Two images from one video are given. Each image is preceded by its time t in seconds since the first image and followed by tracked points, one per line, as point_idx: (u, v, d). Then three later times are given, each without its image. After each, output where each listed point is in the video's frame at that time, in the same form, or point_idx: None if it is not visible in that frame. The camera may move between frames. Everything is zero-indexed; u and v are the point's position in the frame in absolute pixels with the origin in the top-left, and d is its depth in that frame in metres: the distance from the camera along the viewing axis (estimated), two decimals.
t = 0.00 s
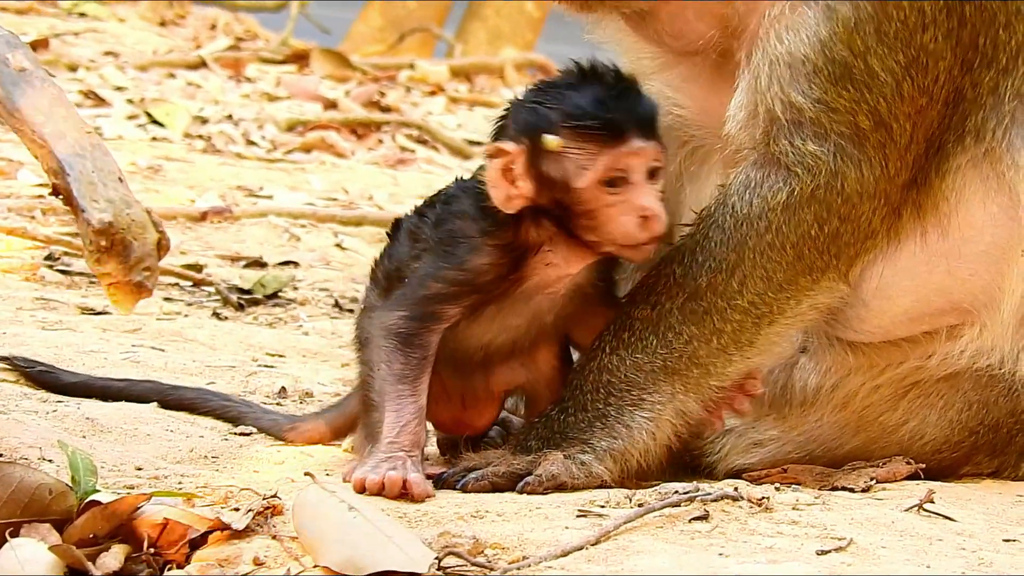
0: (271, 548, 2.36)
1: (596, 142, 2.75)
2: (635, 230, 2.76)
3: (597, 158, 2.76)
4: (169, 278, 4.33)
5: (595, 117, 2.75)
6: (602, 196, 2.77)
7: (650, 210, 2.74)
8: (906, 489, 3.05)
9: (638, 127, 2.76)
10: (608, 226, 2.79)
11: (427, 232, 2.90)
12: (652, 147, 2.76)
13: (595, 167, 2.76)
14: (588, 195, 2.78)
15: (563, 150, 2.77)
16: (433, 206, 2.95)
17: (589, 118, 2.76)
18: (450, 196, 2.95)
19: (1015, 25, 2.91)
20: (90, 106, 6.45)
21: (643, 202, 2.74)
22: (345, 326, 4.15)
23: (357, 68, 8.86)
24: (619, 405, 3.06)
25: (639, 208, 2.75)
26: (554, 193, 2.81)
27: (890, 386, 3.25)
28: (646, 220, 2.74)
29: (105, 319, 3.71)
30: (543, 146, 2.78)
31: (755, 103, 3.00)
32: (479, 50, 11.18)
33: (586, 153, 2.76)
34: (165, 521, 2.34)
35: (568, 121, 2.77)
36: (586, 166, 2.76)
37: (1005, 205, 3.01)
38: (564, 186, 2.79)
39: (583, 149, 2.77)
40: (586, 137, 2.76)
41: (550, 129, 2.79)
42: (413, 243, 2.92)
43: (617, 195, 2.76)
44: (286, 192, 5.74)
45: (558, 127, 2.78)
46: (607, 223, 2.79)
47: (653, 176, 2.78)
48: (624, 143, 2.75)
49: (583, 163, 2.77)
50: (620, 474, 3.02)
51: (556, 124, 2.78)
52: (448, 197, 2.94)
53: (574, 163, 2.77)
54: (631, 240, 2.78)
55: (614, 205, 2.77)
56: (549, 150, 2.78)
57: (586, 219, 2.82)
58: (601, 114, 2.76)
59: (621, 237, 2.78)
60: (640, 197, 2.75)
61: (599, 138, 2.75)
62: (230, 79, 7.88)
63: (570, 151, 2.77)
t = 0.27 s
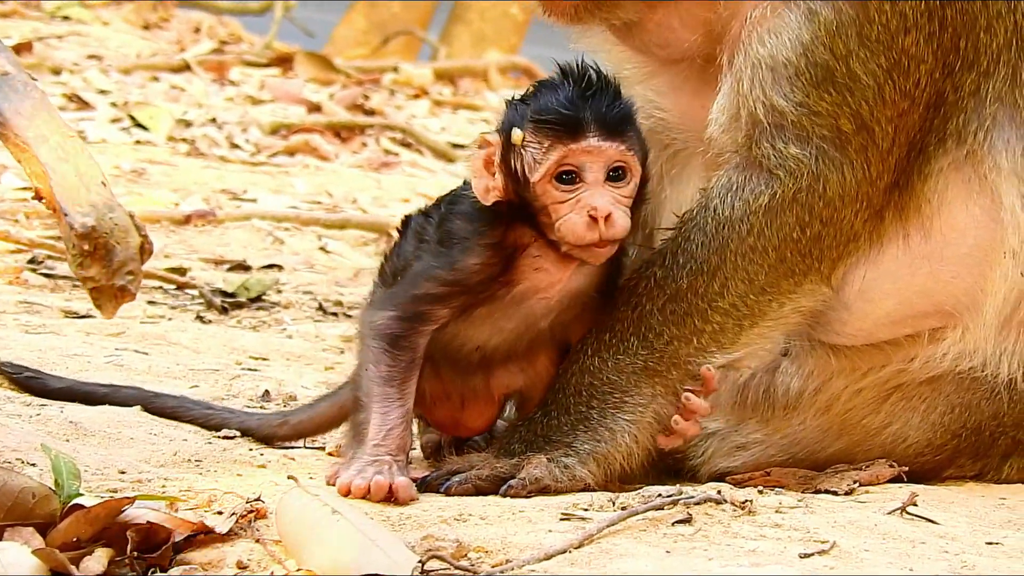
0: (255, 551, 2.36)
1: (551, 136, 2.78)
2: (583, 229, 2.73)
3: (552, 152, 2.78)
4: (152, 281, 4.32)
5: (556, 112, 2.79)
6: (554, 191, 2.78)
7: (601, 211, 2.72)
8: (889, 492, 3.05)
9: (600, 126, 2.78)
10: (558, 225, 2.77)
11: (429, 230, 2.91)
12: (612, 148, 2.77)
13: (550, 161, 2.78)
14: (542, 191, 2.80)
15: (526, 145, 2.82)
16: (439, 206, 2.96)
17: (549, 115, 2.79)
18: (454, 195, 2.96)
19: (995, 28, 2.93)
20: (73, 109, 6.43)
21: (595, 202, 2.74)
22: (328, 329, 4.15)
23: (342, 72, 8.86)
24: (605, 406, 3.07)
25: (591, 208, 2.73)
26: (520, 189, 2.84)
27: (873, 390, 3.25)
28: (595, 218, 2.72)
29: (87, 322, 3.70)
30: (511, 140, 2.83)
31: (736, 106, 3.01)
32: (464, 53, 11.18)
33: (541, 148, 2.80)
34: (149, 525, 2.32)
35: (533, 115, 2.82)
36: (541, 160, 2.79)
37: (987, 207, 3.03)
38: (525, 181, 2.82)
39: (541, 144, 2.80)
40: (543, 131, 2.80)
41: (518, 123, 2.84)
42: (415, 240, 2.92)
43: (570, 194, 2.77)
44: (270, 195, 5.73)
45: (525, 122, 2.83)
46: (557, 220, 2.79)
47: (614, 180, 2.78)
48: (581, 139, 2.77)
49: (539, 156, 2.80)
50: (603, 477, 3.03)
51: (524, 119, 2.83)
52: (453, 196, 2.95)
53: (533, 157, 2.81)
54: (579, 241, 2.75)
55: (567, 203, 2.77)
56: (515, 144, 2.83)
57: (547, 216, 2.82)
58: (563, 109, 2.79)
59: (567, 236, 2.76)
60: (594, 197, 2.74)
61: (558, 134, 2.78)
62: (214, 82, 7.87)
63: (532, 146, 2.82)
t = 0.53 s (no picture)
0: (245, 557, 2.35)
1: (509, 129, 2.74)
2: (528, 219, 2.67)
3: (507, 143, 2.74)
4: (140, 287, 4.31)
5: (518, 107, 2.75)
6: (507, 181, 2.73)
7: (548, 201, 2.66)
8: (877, 496, 3.06)
9: (560, 119, 2.73)
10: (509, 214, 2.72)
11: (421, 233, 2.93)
12: (567, 139, 2.72)
13: (504, 152, 2.73)
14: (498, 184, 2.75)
15: (490, 138, 2.79)
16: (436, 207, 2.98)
17: (511, 108, 2.76)
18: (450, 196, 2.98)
19: (984, 33, 2.95)
20: (60, 115, 6.42)
21: (543, 193, 2.68)
22: (315, 334, 4.14)
23: (329, 78, 8.86)
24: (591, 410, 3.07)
25: (538, 199, 2.67)
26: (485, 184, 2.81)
27: (861, 395, 3.25)
28: (542, 209, 2.66)
29: (75, 328, 3.69)
30: (478, 134, 2.81)
31: (725, 112, 3.02)
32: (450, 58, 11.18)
33: (499, 140, 2.75)
34: (139, 529, 2.32)
35: (498, 111, 2.79)
36: (496, 151, 2.75)
37: (976, 212, 3.04)
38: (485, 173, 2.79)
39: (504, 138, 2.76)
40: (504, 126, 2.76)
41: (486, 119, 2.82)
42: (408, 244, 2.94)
43: (522, 184, 2.71)
44: (257, 201, 5.72)
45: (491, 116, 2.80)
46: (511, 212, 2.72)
47: (569, 173, 2.72)
48: (535, 130, 2.72)
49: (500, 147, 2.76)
50: (592, 482, 3.03)
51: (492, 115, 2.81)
52: (449, 196, 2.97)
53: (492, 149, 2.76)
54: (527, 231, 2.69)
55: (518, 193, 2.71)
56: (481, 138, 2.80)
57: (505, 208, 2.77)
58: (527, 103, 2.76)
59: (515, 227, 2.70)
60: (543, 188, 2.68)
61: (517, 127, 2.74)
62: (202, 88, 7.86)
63: (494, 140, 2.77)
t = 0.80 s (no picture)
0: (239, 562, 2.35)
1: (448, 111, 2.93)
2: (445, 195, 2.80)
3: (443, 125, 2.91)
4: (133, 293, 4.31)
5: (463, 92, 2.96)
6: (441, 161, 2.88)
7: (465, 179, 2.79)
8: (871, 500, 3.06)
9: (491, 102, 2.91)
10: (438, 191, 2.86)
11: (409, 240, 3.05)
12: (495, 123, 2.89)
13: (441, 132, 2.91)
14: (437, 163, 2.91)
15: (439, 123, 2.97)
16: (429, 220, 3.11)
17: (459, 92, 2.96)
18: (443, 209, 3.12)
19: (976, 39, 2.97)
20: (52, 121, 6.42)
21: (462, 171, 2.81)
22: (309, 340, 4.14)
23: (322, 85, 8.87)
24: (583, 414, 3.07)
25: (456, 176, 2.80)
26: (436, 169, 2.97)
27: (855, 398, 3.25)
28: (459, 186, 2.78)
29: (70, 334, 3.69)
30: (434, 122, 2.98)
31: (719, 117, 3.03)
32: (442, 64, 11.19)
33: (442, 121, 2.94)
34: (134, 535, 2.30)
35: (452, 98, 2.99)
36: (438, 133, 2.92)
37: (969, 217, 3.06)
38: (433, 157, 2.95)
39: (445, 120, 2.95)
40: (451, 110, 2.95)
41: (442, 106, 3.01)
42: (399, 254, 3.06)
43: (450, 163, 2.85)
44: (249, 207, 5.73)
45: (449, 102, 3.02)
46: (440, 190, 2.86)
47: (494, 154, 2.88)
48: (467, 112, 2.90)
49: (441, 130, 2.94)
50: (586, 487, 3.03)
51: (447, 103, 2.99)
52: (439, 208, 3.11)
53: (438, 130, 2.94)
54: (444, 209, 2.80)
55: (445, 171, 2.85)
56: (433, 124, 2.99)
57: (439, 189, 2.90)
58: (471, 89, 2.95)
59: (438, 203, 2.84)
60: (464, 167, 2.82)
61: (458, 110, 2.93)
62: (194, 95, 7.86)
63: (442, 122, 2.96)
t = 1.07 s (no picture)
0: (236, 564, 2.32)
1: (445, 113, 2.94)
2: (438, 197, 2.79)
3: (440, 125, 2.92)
4: (129, 297, 4.30)
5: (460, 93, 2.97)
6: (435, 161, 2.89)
7: (459, 180, 2.79)
8: (867, 503, 3.06)
9: (487, 104, 2.92)
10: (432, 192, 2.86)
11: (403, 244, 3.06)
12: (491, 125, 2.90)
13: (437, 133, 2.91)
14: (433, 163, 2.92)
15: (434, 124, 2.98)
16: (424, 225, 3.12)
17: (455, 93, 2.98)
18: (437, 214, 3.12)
19: (971, 41, 2.98)
20: (47, 125, 6.41)
21: (456, 172, 2.81)
22: (304, 343, 4.14)
23: (318, 89, 8.87)
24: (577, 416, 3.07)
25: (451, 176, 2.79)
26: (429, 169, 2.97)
27: (851, 401, 3.26)
28: (453, 186, 2.78)
29: (65, 338, 3.69)
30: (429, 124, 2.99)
31: (714, 120, 3.03)
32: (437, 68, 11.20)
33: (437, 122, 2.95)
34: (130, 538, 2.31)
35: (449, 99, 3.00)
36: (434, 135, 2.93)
37: (964, 220, 3.06)
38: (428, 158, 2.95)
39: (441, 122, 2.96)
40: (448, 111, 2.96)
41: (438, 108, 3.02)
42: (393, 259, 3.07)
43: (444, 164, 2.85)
44: (245, 211, 5.73)
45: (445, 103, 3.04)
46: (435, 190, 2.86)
47: (489, 155, 2.88)
48: (462, 113, 2.91)
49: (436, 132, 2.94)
50: (582, 490, 3.03)
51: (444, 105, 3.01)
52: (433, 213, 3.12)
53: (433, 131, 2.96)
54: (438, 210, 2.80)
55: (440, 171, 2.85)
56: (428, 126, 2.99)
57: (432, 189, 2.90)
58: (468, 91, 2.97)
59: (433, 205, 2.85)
60: (459, 168, 2.82)
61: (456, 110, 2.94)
62: (190, 99, 7.86)
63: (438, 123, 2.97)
